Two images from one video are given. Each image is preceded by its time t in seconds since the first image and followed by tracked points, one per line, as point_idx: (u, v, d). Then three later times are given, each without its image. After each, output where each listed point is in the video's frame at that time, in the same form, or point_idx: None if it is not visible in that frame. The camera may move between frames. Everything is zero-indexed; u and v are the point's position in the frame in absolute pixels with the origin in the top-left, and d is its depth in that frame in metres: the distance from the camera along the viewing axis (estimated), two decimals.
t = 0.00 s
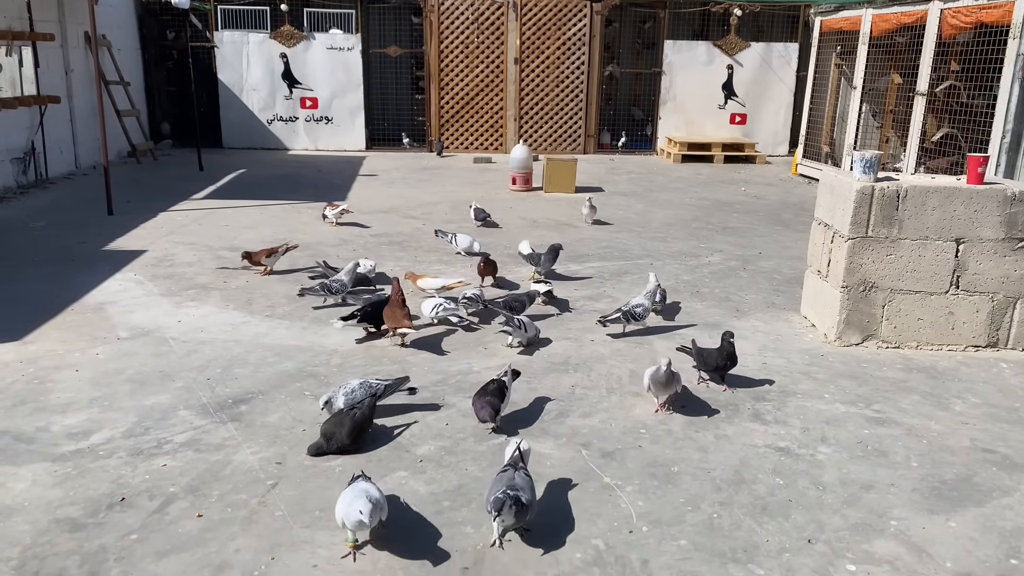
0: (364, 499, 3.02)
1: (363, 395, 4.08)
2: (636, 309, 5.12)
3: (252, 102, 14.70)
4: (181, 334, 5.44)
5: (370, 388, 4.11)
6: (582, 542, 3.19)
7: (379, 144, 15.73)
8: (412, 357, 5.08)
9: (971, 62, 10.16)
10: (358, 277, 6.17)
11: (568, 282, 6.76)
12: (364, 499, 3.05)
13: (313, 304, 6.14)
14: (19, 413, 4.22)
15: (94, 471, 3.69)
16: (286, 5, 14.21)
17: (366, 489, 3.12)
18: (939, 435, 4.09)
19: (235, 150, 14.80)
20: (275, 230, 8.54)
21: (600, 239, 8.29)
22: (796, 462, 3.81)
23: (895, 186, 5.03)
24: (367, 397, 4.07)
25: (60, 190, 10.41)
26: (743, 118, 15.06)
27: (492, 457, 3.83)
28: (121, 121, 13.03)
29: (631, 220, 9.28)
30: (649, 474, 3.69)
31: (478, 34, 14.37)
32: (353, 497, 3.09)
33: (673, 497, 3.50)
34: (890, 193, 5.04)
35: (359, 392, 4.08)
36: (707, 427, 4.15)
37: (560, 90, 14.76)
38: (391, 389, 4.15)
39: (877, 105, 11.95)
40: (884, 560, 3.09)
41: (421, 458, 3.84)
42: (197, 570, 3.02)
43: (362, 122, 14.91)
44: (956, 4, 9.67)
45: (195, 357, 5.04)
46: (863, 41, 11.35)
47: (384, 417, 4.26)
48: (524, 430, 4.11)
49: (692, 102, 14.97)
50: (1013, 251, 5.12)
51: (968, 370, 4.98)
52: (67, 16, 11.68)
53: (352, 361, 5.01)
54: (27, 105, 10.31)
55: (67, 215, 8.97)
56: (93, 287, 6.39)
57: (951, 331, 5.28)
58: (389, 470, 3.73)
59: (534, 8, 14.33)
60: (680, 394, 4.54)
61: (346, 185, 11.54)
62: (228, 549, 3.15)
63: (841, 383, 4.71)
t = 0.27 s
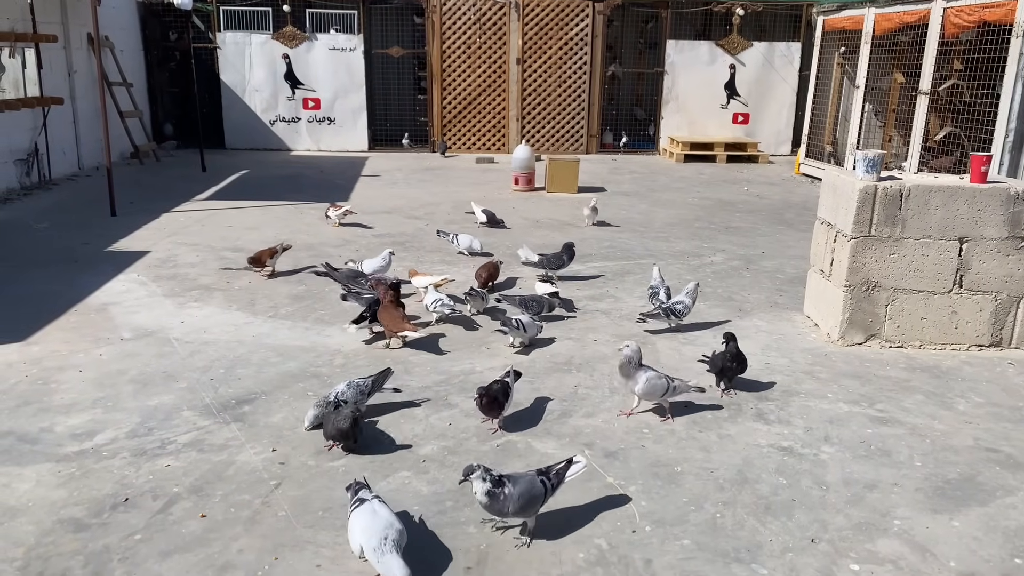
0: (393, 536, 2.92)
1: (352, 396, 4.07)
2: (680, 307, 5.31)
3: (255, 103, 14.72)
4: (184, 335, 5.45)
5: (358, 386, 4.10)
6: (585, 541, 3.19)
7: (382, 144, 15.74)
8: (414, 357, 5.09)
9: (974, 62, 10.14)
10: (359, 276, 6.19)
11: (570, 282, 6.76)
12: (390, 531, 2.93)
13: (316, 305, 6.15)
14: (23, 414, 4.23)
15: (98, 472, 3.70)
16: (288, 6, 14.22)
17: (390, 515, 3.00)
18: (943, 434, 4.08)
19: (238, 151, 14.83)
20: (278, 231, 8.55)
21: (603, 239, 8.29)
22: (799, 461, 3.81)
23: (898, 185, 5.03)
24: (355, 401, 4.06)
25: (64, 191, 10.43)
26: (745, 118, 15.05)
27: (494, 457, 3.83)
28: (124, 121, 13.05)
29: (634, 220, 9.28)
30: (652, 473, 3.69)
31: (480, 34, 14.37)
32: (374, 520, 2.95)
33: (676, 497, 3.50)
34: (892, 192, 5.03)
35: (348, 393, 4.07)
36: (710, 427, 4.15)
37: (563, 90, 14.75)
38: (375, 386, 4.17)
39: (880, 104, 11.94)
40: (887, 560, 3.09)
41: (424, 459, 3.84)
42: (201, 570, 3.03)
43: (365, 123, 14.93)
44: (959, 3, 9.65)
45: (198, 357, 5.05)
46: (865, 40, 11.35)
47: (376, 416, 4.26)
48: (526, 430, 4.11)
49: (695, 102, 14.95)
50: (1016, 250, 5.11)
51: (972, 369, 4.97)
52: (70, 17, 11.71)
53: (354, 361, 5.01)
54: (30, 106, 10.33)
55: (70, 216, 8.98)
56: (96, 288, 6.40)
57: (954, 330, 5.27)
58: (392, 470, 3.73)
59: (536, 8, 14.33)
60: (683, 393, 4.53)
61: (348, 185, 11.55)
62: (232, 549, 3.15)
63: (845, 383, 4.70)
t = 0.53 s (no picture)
0: (394, 555, 2.80)
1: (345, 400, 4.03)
2: (712, 301, 5.41)
3: (255, 104, 14.72)
4: (184, 336, 5.45)
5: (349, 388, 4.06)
6: (585, 542, 3.19)
7: (382, 145, 15.75)
8: (415, 358, 5.09)
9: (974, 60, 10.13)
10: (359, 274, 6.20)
11: (570, 282, 6.76)
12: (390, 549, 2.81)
13: (316, 306, 6.15)
14: (23, 416, 4.23)
15: (99, 473, 3.70)
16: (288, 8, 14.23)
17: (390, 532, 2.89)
18: (944, 434, 4.08)
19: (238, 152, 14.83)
20: (278, 232, 8.55)
21: (603, 239, 8.28)
22: (800, 461, 3.80)
23: (898, 185, 5.02)
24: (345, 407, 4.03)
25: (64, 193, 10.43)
26: (745, 118, 15.04)
27: (494, 458, 3.82)
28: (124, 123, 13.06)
29: (634, 220, 9.28)
30: (652, 474, 3.69)
31: (480, 35, 14.38)
32: (372, 538, 2.83)
33: (677, 497, 3.49)
34: (892, 191, 5.02)
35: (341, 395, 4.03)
36: (710, 427, 4.14)
37: (563, 90, 14.75)
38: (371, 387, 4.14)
39: (880, 103, 11.93)
40: (888, 559, 3.09)
41: (425, 460, 3.84)
42: (201, 572, 3.02)
43: (365, 124, 14.93)
44: (958, 2, 9.65)
45: (198, 359, 5.05)
46: (865, 39, 11.34)
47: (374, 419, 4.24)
48: (527, 431, 4.11)
49: (695, 102, 14.95)
50: (1016, 249, 5.11)
51: (972, 368, 4.96)
52: (70, 19, 11.71)
53: (355, 362, 5.01)
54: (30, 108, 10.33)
55: (71, 218, 8.99)
56: (97, 290, 6.41)
57: (955, 329, 5.26)
58: (392, 471, 3.73)
59: (536, 9, 14.33)
60: (684, 394, 4.53)
61: (349, 186, 11.55)
62: (232, 551, 3.15)
63: (845, 382, 4.70)
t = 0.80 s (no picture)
0: (401, 559, 2.76)
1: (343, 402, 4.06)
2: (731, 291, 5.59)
3: (253, 106, 14.71)
4: (183, 338, 5.45)
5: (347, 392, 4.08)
6: (584, 542, 3.19)
7: (380, 146, 15.74)
8: (413, 359, 5.08)
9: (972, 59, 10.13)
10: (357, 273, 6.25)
11: (569, 282, 6.76)
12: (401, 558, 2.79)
13: (315, 307, 6.14)
14: (21, 418, 4.22)
15: (97, 475, 3.69)
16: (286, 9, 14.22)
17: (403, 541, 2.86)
18: (942, 433, 4.08)
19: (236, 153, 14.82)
20: (276, 233, 8.54)
21: (602, 239, 8.28)
22: (798, 461, 3.80)
23: (896, 184, 5.02)
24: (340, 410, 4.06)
25: (62, 195, 10.42)
26: (744, 118, 15.05)
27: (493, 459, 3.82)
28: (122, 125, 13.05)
29: (632, 220, 9.28)
30: (651, 474, 3.69)
31: (478, 35, 14.38)
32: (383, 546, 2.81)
33: (675, 497, 3.49)
34: (890, 190, 5.03)
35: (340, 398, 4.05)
36: (709, 427, 4.14)
37: (561, 91, 14.75)
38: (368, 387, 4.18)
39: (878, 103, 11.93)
40: (886, 558, 3.08)
41: (424, 460, 3.83)
42: (200, 573, 3.02)
43: (363, 125, 14.92)
44: (956, 1, 9.65)
45: (197, 361, 5.04)
46: (863, 39, 11.35)
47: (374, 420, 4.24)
48: (526, 431, 4.11)
49: (693, 102, 14.96)
50: (1014, 248, 5.11)
51: (970, 368, 4.97)
52: (67, 21, 11.70)
53: (353, 363, 5.01)
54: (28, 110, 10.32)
55: (69, 220, 8.98)
56: (95, 292, 6.40)
57: (953, 328, 5.27)
58: (391, 472, 3.72)
59: (534, 9, 14.33)
60: (682, 394, 4.53)
61: (347, 187, 11.55)
62: (231, 552, 3.14)
63: (843, 382, 4.69)
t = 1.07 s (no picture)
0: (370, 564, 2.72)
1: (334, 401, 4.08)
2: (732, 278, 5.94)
3: (251, 107, 14.70)
4: (180, 339, 5.44)
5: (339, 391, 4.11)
6: (581, 543, 3.18)
7: (378, 147, 15.74)
8: (411, 360, 5.08)
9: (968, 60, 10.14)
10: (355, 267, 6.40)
11: (567, 283, 6.76)
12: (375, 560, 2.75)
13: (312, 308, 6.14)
14: (18, 420, 4.21)
15: (94, 477, 3.68)
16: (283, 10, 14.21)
17: (388, 550, 2.82)
18: (939, 433, 4.08)
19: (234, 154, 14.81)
20: (274, 234, 8.53)
21: (600, 240, 8.29)
22: (796, 461, 3.80)
23: (892, 184, 5.03)
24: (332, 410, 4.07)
25: (59, 197, 10.41)
26: (741, 118, 15.06)
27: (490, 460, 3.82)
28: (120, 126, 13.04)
29: (630, 221, 9.28)
30: (649, 474, 3.69)
31: (476, 36, 14.38)
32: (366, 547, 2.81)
33: (673, 497, 3.49)
34: (887, 190, 5.03)
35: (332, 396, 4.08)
36: (707, 427, 4.14)
37: (559, 91, 14.75)
38: (358, 386, 4.20)
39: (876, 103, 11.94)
40: (884, 558, 3.08)
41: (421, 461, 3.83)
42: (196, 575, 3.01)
43: (361, 125, 14.92)
44: (953, 2, 9.66)
45: (195, 362, 5.04)
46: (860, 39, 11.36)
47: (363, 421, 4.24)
48: (523, 432, 4.10)
49: (691, 102, 14.97)
50: (1011, 247, 5.12)
51: (967, 367, 4.97)
52: (64, 22, 11.69)
53: (351, 365, 5.00)
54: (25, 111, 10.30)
55: (66, 221, 8.97)
56: (92, 293, 6.39)
57: (950, 328, 5.27)
58: (388, 473, 3.72)
59: (531, 10, 14.33)
60: (680, 394, 4.53)
61: (345, 188, 11.55)
62: (227, 553, 3.14)
63: (841, 382, 4.70)
